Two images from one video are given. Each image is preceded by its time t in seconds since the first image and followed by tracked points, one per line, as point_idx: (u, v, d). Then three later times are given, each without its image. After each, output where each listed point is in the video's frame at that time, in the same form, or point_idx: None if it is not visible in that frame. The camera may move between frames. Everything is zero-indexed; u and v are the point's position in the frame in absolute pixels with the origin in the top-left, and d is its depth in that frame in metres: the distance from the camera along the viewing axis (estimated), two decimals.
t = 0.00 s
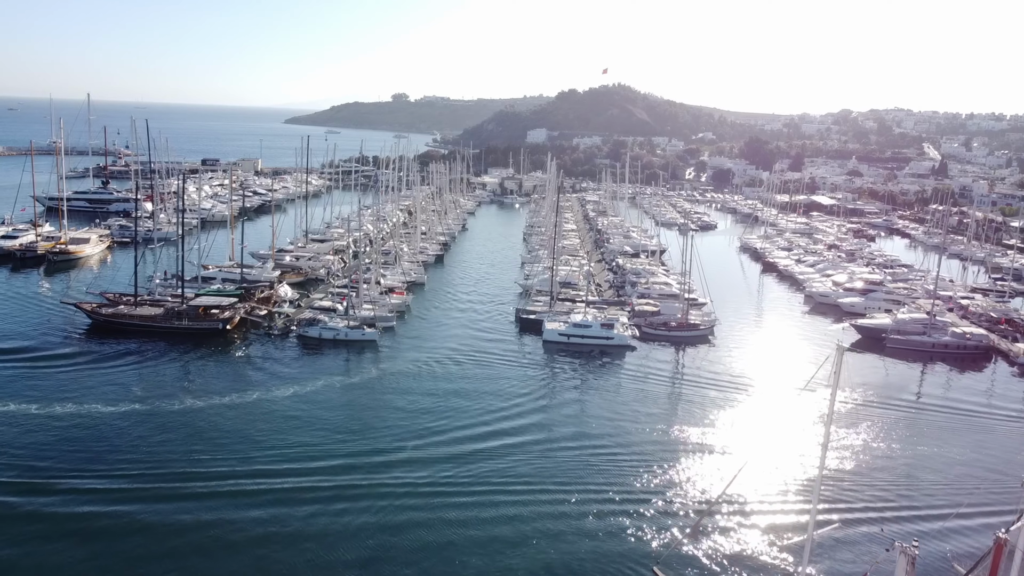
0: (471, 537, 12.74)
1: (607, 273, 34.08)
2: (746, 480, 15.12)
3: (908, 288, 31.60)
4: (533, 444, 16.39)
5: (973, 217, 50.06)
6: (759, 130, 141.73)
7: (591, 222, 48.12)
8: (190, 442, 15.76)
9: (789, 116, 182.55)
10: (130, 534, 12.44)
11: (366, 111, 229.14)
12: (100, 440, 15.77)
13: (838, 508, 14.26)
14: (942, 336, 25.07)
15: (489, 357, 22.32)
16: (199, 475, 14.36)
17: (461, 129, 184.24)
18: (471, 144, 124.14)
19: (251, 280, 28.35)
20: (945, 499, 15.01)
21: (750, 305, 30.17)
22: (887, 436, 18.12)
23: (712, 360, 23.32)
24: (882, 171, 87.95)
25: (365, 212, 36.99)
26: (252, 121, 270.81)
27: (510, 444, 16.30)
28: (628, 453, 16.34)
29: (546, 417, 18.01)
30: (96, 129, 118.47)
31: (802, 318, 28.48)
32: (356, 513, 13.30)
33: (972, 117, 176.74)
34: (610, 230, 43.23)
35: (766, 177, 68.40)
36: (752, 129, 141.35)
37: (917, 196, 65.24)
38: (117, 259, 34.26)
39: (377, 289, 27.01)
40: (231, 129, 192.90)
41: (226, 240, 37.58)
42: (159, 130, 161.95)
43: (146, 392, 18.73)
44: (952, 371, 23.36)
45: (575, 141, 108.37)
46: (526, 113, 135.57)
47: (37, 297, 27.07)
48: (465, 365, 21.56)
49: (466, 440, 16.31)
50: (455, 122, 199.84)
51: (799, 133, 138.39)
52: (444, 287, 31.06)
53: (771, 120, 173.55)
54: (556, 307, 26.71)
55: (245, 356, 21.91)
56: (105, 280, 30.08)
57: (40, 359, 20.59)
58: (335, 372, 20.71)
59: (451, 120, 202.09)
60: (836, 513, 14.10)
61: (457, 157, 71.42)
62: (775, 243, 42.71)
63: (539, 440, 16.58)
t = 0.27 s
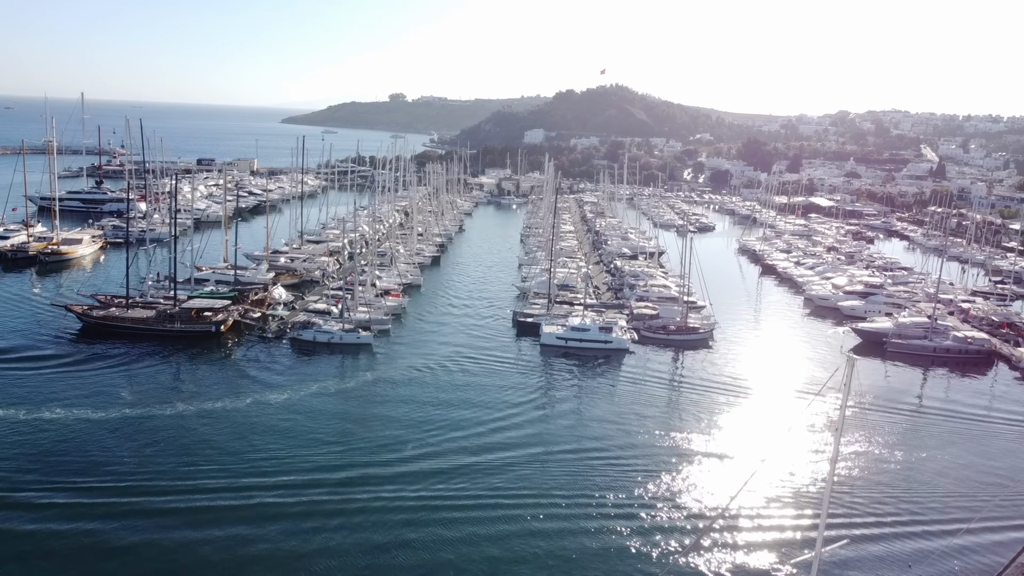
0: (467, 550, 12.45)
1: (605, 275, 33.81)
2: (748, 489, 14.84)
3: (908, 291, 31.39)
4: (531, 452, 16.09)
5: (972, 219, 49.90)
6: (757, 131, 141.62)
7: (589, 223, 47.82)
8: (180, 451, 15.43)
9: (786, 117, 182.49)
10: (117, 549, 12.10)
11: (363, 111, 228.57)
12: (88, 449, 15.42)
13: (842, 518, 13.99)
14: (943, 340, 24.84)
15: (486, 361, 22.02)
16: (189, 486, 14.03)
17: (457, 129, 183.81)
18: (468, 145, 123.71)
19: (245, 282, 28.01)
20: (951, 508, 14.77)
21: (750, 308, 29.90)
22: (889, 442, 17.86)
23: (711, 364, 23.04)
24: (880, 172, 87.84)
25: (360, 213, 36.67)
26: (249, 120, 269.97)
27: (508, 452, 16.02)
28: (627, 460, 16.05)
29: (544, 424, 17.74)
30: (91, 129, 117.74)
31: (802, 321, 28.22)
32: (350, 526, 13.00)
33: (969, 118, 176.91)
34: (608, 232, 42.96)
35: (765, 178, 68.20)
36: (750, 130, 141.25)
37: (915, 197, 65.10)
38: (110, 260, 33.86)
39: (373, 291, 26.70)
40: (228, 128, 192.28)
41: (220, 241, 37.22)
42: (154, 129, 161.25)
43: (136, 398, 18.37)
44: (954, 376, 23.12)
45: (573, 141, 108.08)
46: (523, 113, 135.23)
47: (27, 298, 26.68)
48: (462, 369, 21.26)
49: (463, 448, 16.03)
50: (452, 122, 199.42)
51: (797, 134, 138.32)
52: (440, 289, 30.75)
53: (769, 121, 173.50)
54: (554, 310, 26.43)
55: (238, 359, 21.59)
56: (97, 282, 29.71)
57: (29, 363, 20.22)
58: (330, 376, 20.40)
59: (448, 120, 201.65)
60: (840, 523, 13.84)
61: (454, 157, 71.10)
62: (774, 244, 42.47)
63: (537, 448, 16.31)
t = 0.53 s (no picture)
0: (465, 554, 12.33)
1: (603, 275, 33.68)
2: (748, 492, 14.72)
3: (908, 292, 31.30)
4: (529, 455, 15.95)
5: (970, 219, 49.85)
6: (755, 131, 141.56)
7: (587, 223, 47.68)
8: (175, 455, 15.24)
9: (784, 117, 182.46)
10: (111, 554, 11.94)
11: (360, 110, 228.13)
12: (82, 453, 15.25)
13: (843, 522, 13.87)
14: (943, 341, 24.74)
15: (484, 362, 21.89)
16: (184, 491, 13.85)
17: (455, 129, 183.48)
18: (466, 145, 123.49)
19: (241, 283, 27.83)
20: (952, 512, 14.67)
21: (748, 309, 29.78)
22: (891, 444, 17.74)
23: (710, 364, 22.90)
24: (878, 172, 87.78)
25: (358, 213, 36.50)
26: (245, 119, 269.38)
27: (506, 455, 15.90)
28: (626, 462, 15.91)
29: (542, 425, 17.60)
30: (86, 128, 117.17)
31: (801, 322, 28.11)
32: (347, 530, 12.85)
33: (966, 119, 177.06)
34: (606, 232, 42.83)
35: (763, 178, 68.11)
36: (748, 130, 141.20)
37: (914, 197, 65.04)
38: (105, 261, 33.63)
39: (370, 292, 26.53)
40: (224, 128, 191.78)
41: (216, 241, 37.02)
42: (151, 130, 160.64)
43: (131, 399, 18.20)
44: (954, 376, 23.03)
45: (570, 141, 107.91)
46: (521, 113, 134.99)
47: (21, 298, 26.47)
48: (460, 370, 21.13)
49: (461, 452, 15.90)
50: (450, 122, 199.10)
51: (795, 134, 138.24)
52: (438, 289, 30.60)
53: (766, 121, 173.55)
54: (552, 310, 26.30)
55: (234, 360, 21.42)
56: (92, 282, 29.50)
57: (23, 364, 20.01)
58: (326, 377, 20.24)
59: (446, 120, 201.34)
60: (842, 528, 13.72)
61: (452, 157, 70.91)
62: (772, 244, 42.38)
63: (536, 450, 16.18)
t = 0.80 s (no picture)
0: (464, 554, 12.28)
1: (603, 275, 33.60)
2: (750, 494, 14.63)
3: (908, 292, 31.22)
4: (528, 455, 15.90)
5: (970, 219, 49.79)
6: (754, 131, 141.52)
7: (587, 223, 47.63)
8: (173, 455, 15.18)
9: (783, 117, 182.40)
10: (109, 555, 11.89)
11: (359, 110, 227.92)
12: (80, 453, 15.18)
13: (844, 525, 13.79)
14: (944, 341, 24.67)
15: (484, 362, 21.79)
16: (182, 491, 13.79)
17: (454, 129, 183.35)
18: (464, 144, 123.34)
19: (240, 283, 27.74)
20: (953, 512, 14.63)
21: (749, 309, 29.70)
22: (891, 444, 17.69)
23: (711, 364, 22.82)
24: (877, 172, 87.72)
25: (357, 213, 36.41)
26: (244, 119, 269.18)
27: (506, 456, 15.80)
28: (626, 462, 15.86)
29: (542, 426, 17.51)
30: (84, 127, 116.88)
31: (801, 322, 28.03)
32: (346, 530, 12.80)
33: (965, 119, 177.04)
34: (606, 232, 42.75)
35: (762, 178, 68.05)
36: (747, 130, 141.15)
37: (913, 197, 64.99)
38: (103, 260, 33.52)
39: (369, 291, 26.43)
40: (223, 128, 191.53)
41: (214, 241, 36.92)
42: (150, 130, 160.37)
43: (129, 400, 18.09)
44: (955, 377, 22.96)
45: (570, 141, 107.76)
46: (520, 113, 134.89)
47: (19, 297, 26.35)
48: (460, 370, 21.03)
49: (460, 452, 15.81)
50: (449, 122, 198.95)
51: (794, 134, 138.18)
52: (437, 289, 30.51)
53: (766, 121, 173.52)
54: (552, 310, 26.21)
55: (232, 360, 21.32)
56: (89, 281, 29.38)
57: (21, 364, 19.93)
58: (325, 377, 20.15)
59: (445, 120, 201.21)
60: (845, 530, 13.63)
61: (451, 156, 70.80)
62: (772, 244, 42.32)
63: (536, 451, 16.08)
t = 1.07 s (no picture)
0: (464, 553, 12.31)
1: (603, 274, 33.59)
2: (750, 493, 14.61)
3: (909, 291, 31.21)
4: (528, 455, 15.86)
5: (970, 219, 49.74)
6: (754, 130, 141.63)
7: (587, 222, 47.58)
8: (173, 455, 15.14)
9: (783, 117, 182.38)
10: (109, 556, 11.86)
11: (360, 109, 227.81)
12: (80, 453, 15.15)
13: (844, 525, 13.76)
14: (945, 340, 24.65)
15: (484, 361, 21.78)
16: (182, 492, 13.76)
17: (454, 129, 183.25)
18: (465, 143, 123.24)
19: (240, 282, 27.73)
20: (954, 512, 14.60)
21: (748, 308, 29.67)
22: (892, 443, 17.66)
23: (711, 363, 22.80)
24: (878, 172, 87.64)
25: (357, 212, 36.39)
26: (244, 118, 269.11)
27: (506, 455, 15.82)
28: (627, 462, 15.83)
29: (542, 424, 17.53)
30: (83, 126, 116.74)
31: (801, 321, 28.02)
32: (345, 532, 12.77)
33: (966, 119, 176.99)
34: (606, 231, 42.74)
35: (763, 178, 68.03)
36: (747, 129, 141.24)
37: (914, 197, 64.94)
38: (103, 258, 33.50)
39: (370, 290, 26.43)
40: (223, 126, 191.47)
41: (214, 240, 36.91)
42: (150, 129, 160.24)
43: (130, 398, 18.10)
44: (955, 376, 22.94)
45: (570, 140, 107.94)
46: (521, 112, 134.81)
47: (19, 296, 26.33)
48: (460, 369, 21.02)
49: (461, 452, 15.82)
50: (449, 121, 198.89)
51: (795, 134, 138.13)
52: (437, 288, 30.48)
53: (766, 121, 173.44)
54: (552, 309, 26.20)
55: (232, 358, 21.32)
56: (89, 280, 29.36)
57: (20, 363, 19.88)
58: (325, 376, 20.15)
59: (445, 120, 201.12)
60: (845, 530, 13.63)
61: (451, 156, 70.84)
62: (772, 244, 42.30)
63: (536, 450, 16.10)
